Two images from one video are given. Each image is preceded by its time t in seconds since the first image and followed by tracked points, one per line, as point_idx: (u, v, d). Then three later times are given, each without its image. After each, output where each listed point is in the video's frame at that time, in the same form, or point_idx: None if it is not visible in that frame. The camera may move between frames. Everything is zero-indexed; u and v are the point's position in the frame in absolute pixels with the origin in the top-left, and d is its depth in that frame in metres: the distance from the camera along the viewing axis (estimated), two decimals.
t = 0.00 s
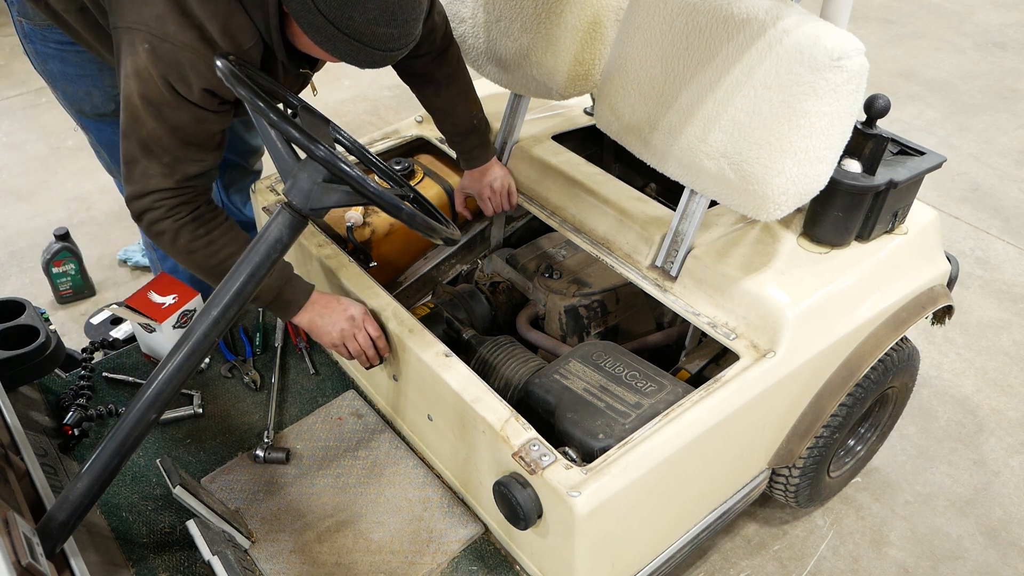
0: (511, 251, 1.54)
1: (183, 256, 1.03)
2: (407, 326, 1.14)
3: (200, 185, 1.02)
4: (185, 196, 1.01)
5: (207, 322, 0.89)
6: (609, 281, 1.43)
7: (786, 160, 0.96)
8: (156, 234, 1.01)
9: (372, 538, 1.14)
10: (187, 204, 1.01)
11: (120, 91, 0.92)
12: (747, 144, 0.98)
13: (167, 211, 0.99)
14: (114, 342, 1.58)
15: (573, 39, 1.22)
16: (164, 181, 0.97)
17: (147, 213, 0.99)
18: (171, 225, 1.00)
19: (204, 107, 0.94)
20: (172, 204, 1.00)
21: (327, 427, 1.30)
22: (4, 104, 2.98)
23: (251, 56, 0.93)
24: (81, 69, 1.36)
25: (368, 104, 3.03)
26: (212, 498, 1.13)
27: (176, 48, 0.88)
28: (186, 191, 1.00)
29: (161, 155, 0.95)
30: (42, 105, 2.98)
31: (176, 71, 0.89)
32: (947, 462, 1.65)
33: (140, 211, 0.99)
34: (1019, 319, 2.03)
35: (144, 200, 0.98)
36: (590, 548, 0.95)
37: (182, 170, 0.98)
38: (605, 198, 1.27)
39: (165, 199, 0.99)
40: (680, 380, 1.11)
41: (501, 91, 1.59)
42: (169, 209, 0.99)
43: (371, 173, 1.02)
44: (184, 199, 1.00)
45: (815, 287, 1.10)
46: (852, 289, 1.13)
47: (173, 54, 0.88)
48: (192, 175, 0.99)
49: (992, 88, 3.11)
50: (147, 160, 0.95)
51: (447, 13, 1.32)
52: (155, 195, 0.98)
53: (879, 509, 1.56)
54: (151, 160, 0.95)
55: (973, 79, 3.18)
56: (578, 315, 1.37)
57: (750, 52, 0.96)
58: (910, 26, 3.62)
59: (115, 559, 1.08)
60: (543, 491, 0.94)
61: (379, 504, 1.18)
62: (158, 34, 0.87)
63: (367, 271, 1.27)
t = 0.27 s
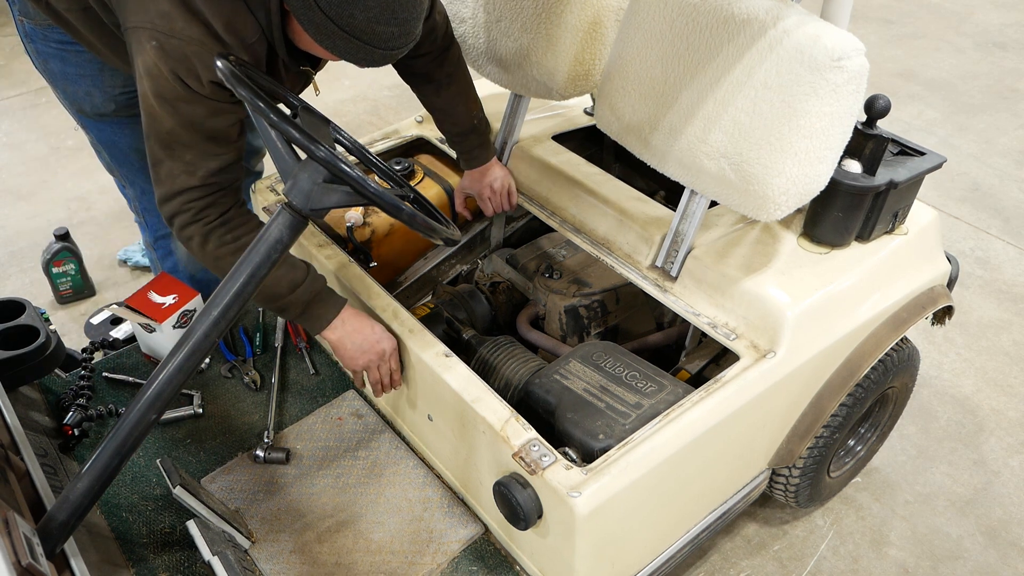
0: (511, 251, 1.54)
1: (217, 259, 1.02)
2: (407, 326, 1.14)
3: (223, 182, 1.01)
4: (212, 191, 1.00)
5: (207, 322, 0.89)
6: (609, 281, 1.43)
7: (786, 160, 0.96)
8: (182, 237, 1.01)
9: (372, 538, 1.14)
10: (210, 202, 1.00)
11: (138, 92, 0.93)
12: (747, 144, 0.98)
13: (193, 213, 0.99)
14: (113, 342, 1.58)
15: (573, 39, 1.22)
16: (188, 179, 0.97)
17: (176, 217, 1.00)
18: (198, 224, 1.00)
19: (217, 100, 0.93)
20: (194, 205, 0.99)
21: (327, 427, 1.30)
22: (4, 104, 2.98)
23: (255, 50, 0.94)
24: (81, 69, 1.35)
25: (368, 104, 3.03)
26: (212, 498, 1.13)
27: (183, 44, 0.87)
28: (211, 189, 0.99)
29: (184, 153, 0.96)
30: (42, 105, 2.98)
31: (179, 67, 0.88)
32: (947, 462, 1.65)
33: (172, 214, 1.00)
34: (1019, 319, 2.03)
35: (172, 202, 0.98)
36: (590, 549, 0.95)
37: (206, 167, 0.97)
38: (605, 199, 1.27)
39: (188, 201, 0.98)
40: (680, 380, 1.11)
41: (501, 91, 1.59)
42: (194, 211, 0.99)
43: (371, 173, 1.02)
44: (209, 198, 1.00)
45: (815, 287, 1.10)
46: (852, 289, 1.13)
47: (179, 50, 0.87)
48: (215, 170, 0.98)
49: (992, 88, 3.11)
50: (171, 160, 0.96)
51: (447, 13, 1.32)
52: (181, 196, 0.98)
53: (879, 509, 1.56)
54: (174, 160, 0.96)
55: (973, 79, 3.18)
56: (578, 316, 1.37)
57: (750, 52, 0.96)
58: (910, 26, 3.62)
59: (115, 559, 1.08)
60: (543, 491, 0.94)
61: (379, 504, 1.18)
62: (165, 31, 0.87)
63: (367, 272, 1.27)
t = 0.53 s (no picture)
0: (511, 251, 1.54)
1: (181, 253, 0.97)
2: (407, 326, 1.14)
3: (197, 174, 0.97)
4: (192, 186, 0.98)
5: (207, 322, 0.89)
6: (609, 281, 1.43)
7: (786, 160, 0.96)
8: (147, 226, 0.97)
9: (372, 538, 1.14)
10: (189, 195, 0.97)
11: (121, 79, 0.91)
12: (747, 144, 0.98)
13: (160, 199, 0.95)
14: (114, 342, 1.58)
15: (573, 39, 1.22)
16: (161, 167, 0.93)
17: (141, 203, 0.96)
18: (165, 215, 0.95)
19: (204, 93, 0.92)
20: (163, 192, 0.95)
21: (327, 427, 1.30)
22: (4, 104, 2.98)
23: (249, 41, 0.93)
24: (82, 67, 1.35)
25: (368, 104, 3.03)
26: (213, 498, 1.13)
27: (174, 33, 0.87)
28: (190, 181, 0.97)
29: (157, 141, 0.92)
30: (42, 105, 2.98)
31: (178, 59, 0.88)
32: (947, 463, 1.65)
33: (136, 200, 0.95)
34: (1019, 319, 2.03)
35: (138, 187, 0.94)
36: (590, 548, 0.95)
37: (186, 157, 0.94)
38: (605, 198, 1.27)
39: (157, 186, 0.94)
40: (680, 380, 1.11)
41: (501, 91, 1.59)
42: (163, 198, 0.95)
43: (371, 173, 1.02)
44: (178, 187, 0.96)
45: (815, 287, 1.10)
46: (852, 289, 1.13)
47: (171, 39, 0.87)
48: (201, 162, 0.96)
49: (992, 88, 3.11)
50: (144, 146, 0.92)
51: (447, 13, 1.32)
52: (149, 182, 0.94)
53: (879, 509, 1.56)
54: (148, 147, 0.92)
55: (973, 79, 3.18)
56: (578, 315, 1.37)
57: (750, 52, 0.96)
58: (910, 26, 3.62)
59: (115, 559, 1.08)
60: (543, 491, 0.94)
61: (379, 504, 1.18)
62: (156, 19, 0.86)
63: (367, 272, 1.27)
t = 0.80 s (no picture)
0: (511, 251, 1.54)
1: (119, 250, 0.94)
2: (407, 326, 1.14)
3: (156, 172, 0.94)
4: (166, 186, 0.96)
5: (207, 322, 0.89)
6: (609, 281, 1.43)
7: (786, 160, 0.96)
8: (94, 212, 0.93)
9: (372, 538, 1.14)
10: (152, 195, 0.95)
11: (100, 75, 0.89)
12: (747, 144, 0.98)
13: (113, 189, 0.91)
14: (114, 341, 1.58)
15: (573, 39, 1.22)
16: (122, 157, 0.90)
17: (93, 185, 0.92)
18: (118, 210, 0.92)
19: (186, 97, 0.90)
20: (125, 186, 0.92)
21: (327, 427, 1.30)
22: (4, 104, 2.98)
23: (245, 49, 0.91)
24: (83, 67, 1.35)
25: (368, 104, 3.03)
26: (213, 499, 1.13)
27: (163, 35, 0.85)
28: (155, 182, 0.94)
29: (126, 132, 0.89)
30: (43, 105, 2.98)
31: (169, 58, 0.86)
32: (947, 462, 1.65)
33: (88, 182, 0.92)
34: (1019, 319, 2.03)
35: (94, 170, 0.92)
36: (590, 548, 0.95)
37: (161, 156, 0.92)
38: (605, 199, 1.27)
39: (113, 174, 0.91)
40: (680, 380, 1.11)
41: (501, 91, 1.59)
42: (117, 188, 0.91)
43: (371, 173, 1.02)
44: (140, 185, 0.93)
45: (815, 287, 1.10)
46: (852, 289, 1.13)
47: (166, 39, 0.85)
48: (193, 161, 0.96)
49: (992, 88, 3.11)
50: (110, 134, 0.89)
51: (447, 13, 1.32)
52: (106, 168, 0.91)
53: (879, 509, 1.56)
54: (113, 135, 0.89)
55: (973, 79, 3.18)
56: (578, 316, 1.37)
57: (750, 52, 0.96)
58: (910, 26, 3.62)
59: (115, 559, 1.08)
60: (543, 491, 0.94)
61: (379, 504, 1.18)
62: (148, 20, 0.85)
63: (367, 271, 1.27)
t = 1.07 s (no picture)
0: (511, 251, 1.54)
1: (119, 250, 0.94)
2: (407, 326, 1.14)
3: (153, 173, 0.93)
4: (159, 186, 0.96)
5: (207, 322, 0.89)
6: (608, 281, 1.43)
7: (786, 160, 0.96)
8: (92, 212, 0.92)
9: (372, 538, 1.14)
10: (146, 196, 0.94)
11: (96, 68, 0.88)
12: (747, 144, 0.98)
13: (109, 189, 0.91)
14: (114, 341, 1.58)
15: (573, 39, 1.22)
16: (118, 156, 0.90)
17: (88, 184, 0.92)
18: (116, 211, 0.93)
19: (184, 97, 0.89)
20: (123, 187, 0.92)
21: (327, 427, 1.30)
22: (4, 104, 2.98)
23: (245, 49, 0.91)
24: (83, 67, 1.35)
25: (368, 104, 3.03)
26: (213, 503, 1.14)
27: (163, 33, 0.85)
28: (152, 182, 0.94)
29: (122, 131, 0.89)
30: (43, 105, 2.98)
31: (168, 58, 0.86)
32: (947, 462, 1.65)
33: (82, 181, 0.92)
34: (1019, 319, 2.03)
35: (89, 170, 0.91)
36: (590, 548, 0.95)
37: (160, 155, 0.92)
38: (605, 199, 1.27)
39: (111, 175, 0.90)
40: (680, 380, 1.11)
41: (501, 91, 1.59)
42: (114, 189, 0.91)
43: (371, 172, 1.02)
44: (136, 186, 0.93)
45: (815, 287, 1.10)
46: (852, 289, 1.13)
47: (164, 38, 0.85)
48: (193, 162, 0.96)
49: (992, 88, 3.11)
50: (106, 132, 0.89)
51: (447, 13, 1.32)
52: (103, 168, 0.90)
53: (879, 509, 1.56)
54: (110, 134, 0.89)
55: (973, 79, 3.18)
56: (578, 316, 1.37)
57: (750, 52, 0.96)
58: (910, 26, 3.62)
59: (115, 559, 1.08)
60: (543, 491, 0.94)
61: (379, 504, 1.18)
62: (149, 18, 0.84)
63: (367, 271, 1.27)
